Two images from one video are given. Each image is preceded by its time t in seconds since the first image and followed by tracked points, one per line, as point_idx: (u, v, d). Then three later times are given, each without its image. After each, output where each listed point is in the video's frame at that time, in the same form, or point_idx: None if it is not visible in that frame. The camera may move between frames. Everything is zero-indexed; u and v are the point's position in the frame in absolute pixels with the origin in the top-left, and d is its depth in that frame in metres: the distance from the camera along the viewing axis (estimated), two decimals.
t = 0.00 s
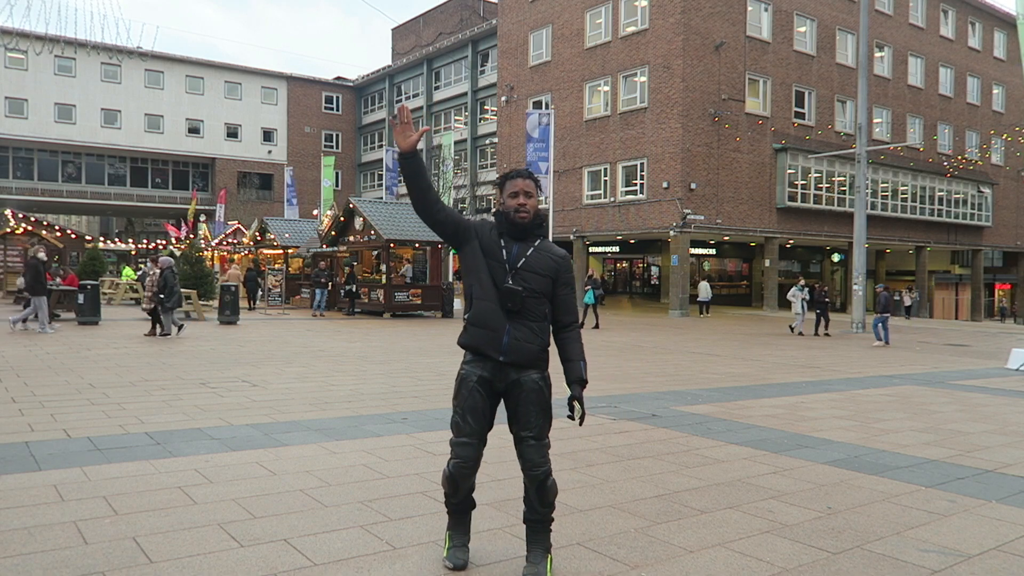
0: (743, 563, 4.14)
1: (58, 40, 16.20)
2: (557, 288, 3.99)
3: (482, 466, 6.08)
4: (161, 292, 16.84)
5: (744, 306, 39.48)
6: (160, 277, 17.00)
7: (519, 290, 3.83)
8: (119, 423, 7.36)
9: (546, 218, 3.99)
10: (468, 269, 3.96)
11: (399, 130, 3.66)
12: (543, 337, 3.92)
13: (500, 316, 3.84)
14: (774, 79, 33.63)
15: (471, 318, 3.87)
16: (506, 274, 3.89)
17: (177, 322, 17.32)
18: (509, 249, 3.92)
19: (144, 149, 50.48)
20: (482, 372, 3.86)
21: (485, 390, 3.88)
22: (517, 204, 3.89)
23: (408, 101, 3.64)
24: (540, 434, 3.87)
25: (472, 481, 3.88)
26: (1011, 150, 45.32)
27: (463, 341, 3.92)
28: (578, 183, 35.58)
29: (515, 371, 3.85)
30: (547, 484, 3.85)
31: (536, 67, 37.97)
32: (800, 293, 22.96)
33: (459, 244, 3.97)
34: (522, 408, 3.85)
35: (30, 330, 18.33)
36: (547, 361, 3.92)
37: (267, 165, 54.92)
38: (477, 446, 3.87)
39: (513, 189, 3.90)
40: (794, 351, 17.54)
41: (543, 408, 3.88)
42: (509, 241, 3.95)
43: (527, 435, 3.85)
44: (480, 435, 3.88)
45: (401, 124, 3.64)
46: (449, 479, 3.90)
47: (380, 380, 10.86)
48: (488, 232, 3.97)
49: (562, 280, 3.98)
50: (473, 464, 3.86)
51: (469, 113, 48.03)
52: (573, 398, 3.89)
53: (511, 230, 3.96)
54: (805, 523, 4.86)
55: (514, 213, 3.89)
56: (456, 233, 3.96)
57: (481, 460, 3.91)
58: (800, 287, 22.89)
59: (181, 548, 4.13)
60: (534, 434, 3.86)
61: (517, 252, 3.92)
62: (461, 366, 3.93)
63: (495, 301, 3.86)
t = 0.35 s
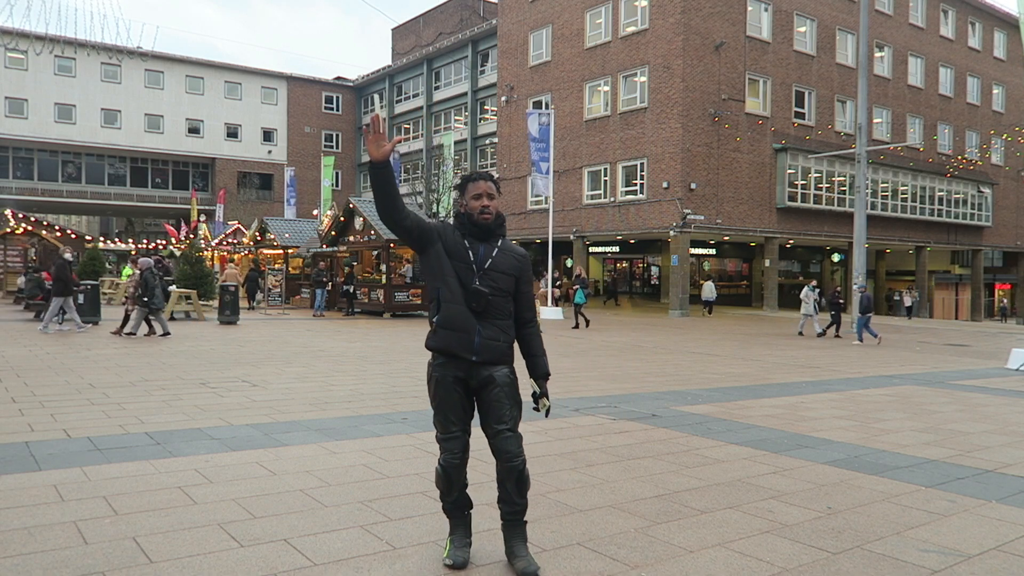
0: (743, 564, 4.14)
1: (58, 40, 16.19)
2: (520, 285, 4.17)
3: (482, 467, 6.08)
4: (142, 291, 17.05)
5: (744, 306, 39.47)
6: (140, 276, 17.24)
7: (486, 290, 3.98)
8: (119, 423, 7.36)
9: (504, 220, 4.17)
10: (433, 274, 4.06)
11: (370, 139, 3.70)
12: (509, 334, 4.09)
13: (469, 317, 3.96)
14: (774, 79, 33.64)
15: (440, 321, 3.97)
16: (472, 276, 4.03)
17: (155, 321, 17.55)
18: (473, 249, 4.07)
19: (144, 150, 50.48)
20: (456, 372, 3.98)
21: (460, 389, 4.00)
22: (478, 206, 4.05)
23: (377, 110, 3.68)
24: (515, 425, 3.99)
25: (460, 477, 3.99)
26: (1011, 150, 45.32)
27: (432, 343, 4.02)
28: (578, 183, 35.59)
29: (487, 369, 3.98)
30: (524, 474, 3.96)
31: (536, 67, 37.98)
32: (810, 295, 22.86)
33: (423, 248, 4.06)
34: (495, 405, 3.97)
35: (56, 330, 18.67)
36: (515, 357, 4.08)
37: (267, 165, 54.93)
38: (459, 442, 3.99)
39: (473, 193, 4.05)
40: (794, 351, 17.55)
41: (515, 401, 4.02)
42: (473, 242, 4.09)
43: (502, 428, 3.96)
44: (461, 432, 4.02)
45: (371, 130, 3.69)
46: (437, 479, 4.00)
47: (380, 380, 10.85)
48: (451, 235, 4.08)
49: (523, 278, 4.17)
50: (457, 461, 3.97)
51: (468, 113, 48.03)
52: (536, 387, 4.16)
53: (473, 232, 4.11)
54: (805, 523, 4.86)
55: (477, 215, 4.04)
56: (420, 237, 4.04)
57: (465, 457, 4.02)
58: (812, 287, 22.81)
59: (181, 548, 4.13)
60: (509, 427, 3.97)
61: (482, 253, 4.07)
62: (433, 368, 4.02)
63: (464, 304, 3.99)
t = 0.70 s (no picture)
0: (743, 564, 4.14)
1: (58, 40, 16.19)
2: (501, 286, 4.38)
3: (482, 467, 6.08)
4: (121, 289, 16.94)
5: (745, 306, 39.47)
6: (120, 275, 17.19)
7: (480, 289, 4.17)
8: (119, 424, 7.36)
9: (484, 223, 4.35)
10: (425, 275, 4.12)
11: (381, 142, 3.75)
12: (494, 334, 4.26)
13: (465, 316, 4.10)
14: (774, 79, 33.63)
15: (438, 321, 4.04)
16: (464, 277, 4.16)
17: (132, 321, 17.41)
18: (463, 250, 4.20)
19: (144, 149, 50.48)
20: (453, 371, 4.07)
21: (454, 389, 4.09)
22: (465, 209, 4.18)
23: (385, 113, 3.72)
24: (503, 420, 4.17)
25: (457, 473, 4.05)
26: (1011, 150, 45.33)
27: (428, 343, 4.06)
28: (578, 183, 35.59)
29: (480, 367, 4.12)
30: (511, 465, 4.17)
31: (536, 67, 37.97)
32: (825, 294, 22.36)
33: (414, 251, 4.10)
34: (486, 400, 4.13)
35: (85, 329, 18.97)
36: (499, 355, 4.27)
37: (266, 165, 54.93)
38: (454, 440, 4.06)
39: (461, 196, 4.18)
40: (794, 351, 17.54)
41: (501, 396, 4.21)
42: (460, 244, 4.22)
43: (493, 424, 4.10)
44: (456, 429, 4.10)
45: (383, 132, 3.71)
46: (435, 477, 4.01)
47: (380, 380, 10.85)
48: (440, 237, 4.17)
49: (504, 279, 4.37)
50: (454, 457, 4.04)
51: (469, 113, 48.02)
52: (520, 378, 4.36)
53: (459, 234, 4.24)
54: (805, 523, 4.86)
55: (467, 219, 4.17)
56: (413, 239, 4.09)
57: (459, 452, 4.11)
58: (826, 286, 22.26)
59: (181, 548, 4.13)
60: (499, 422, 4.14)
61: (471, 254, 4.22)
62: (426, 368, 4.06)
63: (460, 304, 4.11)
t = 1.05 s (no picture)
0: (743, 564, 4.14)
1: (58, 40, 16.19)
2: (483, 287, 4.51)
3: (482, 466, 6.09)
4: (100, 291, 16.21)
5: (745, 306, 39.48)
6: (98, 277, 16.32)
7: (472, 289, 4.28)
8: (119, 423, 7.36)
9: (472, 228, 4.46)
10: (421, 274, 4.17)
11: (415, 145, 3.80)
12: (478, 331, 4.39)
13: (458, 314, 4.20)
14: (774, 79, 33.63)
15: (435, 318, 4.11)
16: (456, 277, 4.25)
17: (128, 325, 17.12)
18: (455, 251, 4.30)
19: (144, 150, 50.47)
20: (445, 366, 4.15)
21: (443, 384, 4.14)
22: (458, 211, 4.27)
23: (426, 122, 3.80)
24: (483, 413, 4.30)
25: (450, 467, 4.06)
26: (1011, 150, 45.34)
27: (422, 341, 4.11)
28: (578, 183, 35.60)
29: (467, 362, 4.23)
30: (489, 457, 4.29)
31: (536, 67, 37.97)
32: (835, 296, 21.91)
33: (412, 251, 4.15)
34: (469, 394, 4.26)
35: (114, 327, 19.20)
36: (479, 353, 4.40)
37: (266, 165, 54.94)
38: (448, 437, 4.05)
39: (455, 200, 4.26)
40: (794, 351, 17.53)
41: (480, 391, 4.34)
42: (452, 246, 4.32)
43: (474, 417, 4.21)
44: (449, 423, 4.09)
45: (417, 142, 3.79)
46: (431, 472, 4.01)
47: (380, 380, 10.85)
48: (435, 239, 4.24)
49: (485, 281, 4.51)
50: (451, 451, 4.03)
51: (468, 113, 48.02)
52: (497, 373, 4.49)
53: (451, 235, 4.33)
54: (804, 523, 4.86)
55: (460, 223, 4.29)
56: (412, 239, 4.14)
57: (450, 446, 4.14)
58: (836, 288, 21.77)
59: (181, 548, 4.13)
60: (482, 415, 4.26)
61: (463, 255, 4.32)
62: (419, 364, 4.10)
63: (453, 304, 4.20)
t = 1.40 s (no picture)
0: (743, 563, 4.15)
1: (58, 41, 16.19)
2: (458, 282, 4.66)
3: (483, 466, 6.09)
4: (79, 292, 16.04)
5: (745, 306, 39.47)
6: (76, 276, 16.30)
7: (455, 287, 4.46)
8: (119, 424, 7.36)
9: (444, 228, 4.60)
10: (410, 278, 4.30)
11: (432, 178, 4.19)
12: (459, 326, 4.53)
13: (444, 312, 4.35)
14: (774, 78, 33.62)
15: (427, 320, 4.24)
16: (441, 276, 4.41)
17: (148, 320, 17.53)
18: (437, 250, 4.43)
19: (144, 150, 50.47)
20: (438, 363, 4.28)
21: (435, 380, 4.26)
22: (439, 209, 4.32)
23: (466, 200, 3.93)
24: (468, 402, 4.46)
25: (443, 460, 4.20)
26: (1011, 150, 45.34)
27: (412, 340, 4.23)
28: (578, 183, 35.60)
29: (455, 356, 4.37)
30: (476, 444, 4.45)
31: (536, 67, 37.96)
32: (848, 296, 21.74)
33: (397, 257, 4.27)
34: (458, 389, 4.39)
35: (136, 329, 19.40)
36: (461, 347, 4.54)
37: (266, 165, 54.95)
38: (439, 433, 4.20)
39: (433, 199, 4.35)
40: (794, 351, 17.52)
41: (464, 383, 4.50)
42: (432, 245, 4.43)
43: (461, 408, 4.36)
44: (442, 420, 4.21)
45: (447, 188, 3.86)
46: (416, 465, 4.20)
47: (380, 380, 10.84)
48: (418, 241, 4.36)
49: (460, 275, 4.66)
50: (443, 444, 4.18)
51: (468, 113, 48.03)
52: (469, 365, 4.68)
53: (432, 235, 4.44)
54: (805, 523, 4.86)
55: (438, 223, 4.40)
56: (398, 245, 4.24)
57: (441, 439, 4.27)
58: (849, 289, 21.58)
59: (181, 548, 4.13)
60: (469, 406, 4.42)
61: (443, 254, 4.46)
62: (412, 363, 4.21)
63: (440, 303, 4.35)
